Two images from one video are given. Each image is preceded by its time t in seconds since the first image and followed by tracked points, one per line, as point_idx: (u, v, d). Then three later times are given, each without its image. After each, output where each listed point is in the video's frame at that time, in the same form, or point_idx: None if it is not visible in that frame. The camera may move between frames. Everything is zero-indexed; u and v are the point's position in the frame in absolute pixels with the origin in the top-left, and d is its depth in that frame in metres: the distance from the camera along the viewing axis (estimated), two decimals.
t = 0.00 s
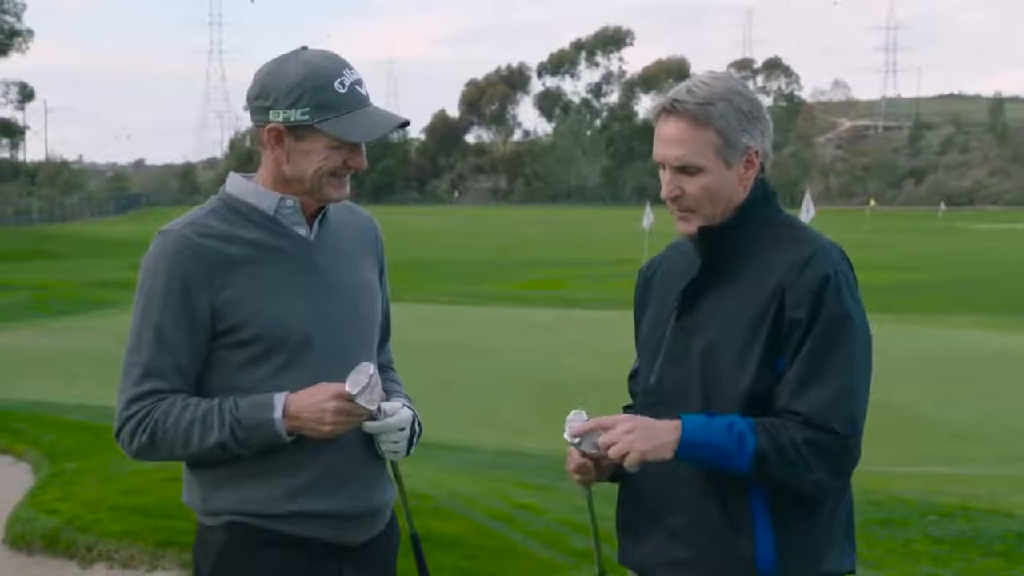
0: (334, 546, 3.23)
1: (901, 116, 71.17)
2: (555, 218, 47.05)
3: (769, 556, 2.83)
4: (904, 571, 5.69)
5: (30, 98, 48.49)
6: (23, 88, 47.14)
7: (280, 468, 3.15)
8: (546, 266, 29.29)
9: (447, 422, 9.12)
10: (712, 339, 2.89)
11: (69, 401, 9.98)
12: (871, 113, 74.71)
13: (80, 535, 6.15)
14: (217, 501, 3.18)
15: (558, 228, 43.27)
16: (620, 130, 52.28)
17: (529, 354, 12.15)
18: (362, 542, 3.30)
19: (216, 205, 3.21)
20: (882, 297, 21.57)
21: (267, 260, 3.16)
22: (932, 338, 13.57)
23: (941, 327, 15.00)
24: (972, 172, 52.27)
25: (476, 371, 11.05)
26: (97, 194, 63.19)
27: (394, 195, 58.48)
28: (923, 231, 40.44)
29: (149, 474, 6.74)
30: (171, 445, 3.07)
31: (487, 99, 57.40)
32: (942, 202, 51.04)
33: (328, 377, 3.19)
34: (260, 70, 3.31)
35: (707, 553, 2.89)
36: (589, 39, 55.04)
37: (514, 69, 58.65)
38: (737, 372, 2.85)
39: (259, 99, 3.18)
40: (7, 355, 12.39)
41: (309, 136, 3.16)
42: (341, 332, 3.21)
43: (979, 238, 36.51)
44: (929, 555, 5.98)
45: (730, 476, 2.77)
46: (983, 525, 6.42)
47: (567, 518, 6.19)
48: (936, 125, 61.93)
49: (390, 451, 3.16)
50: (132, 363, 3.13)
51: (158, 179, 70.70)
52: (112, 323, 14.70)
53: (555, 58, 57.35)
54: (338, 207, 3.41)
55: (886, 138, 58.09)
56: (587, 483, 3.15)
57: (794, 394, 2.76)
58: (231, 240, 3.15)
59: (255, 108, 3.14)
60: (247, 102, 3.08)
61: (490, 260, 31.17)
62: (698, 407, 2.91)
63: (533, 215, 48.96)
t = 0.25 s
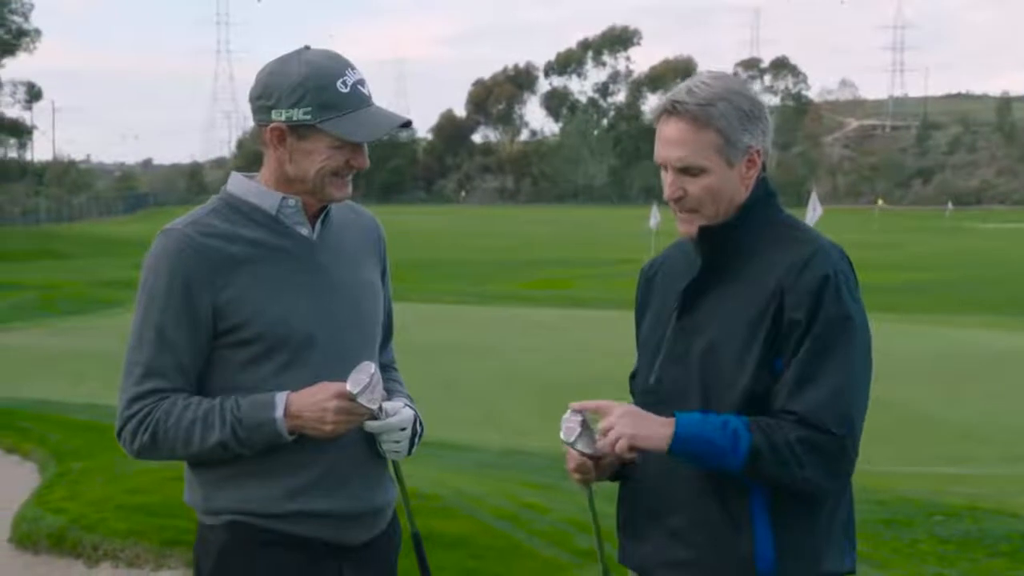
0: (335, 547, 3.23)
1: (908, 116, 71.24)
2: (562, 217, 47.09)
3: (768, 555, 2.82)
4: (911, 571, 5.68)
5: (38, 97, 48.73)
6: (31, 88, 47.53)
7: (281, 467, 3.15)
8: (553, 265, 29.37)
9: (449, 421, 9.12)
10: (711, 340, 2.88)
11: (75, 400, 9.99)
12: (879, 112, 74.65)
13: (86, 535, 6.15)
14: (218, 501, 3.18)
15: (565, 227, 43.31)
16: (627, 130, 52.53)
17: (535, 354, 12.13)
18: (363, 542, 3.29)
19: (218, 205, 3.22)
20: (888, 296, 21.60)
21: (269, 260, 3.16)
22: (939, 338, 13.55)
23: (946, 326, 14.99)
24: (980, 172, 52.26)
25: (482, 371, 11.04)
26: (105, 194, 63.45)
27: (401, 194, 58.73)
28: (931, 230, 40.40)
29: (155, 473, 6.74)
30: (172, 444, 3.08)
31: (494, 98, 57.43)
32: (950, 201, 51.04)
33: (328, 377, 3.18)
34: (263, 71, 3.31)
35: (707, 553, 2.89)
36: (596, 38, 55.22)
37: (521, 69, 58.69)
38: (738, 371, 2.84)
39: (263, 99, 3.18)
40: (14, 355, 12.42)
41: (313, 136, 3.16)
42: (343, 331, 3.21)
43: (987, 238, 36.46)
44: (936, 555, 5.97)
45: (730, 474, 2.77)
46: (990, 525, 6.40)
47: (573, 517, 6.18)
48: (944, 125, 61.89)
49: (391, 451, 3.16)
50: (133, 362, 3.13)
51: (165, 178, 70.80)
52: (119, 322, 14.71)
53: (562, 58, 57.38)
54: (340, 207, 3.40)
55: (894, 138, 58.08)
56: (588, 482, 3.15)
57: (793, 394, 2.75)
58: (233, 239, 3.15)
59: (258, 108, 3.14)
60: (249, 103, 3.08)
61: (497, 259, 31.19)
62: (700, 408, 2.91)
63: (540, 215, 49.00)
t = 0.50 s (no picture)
0: (340, 547, 3.23)
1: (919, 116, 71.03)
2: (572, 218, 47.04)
3: (772, 557, 2.82)
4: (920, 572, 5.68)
5: (49, 97, 48.81)
6: (41, 88, 47.68)
7: (287, 467, 3.16)
8: (562, 264, 29.34)
9: (456, 422, 9.12)
10: (716, 339, 2.88)
11: (85, 400, 10.00)
12: (889, 112, 74.51)
13: (94, 534, 6.16)
14: (223, 502, 3.18)
15: (575, 228, 43.29)
16: (637, 130, 52.49)
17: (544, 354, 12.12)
18: (367, 542, 3.29)
19: (224, 205, 3.22)
20: (899, 296, 21.54)
21: (275, 261, 3.17)
22: (949, 338, 13.52)
23: (955, 326, 14.96)
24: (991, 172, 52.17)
25: (489, 371, 11.03)
26: (115, 194, 63.55)
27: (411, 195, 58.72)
28: (941, 230, 40.31)
29: (163, 473, 6.74)
30: (177, 444, 3.08)
31: (504, 98, 57.41)
32: (961, 201, 50.97)
33: (334, 377, 3.18)
34: (268, 71, 3.31)
35: (711, 553, 2.89)
36: (606, 38, 55.10)
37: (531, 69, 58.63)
38: (742, 373, 2.84)
39: (267, 100, 3.18)
40: (25, 354, 12.45)
41: (318, 136, 3.16)
42: (349, 331, 3.21)
43: (998, 237, 36.37)
44: (945, 555, 5.96)
45: (734, 476, 2.77)
46: (999, 525, 6.39)
47: (581, 518, 6.18)
48: (955, 125, 61.77)
49: (396, 451, 3.16)
50: (138, 363, 3.13)
51: (176, 178, 70.88)
52: (128, 322, 14.72)
53: (572, 58, 57.32)
54: (346, 207, 3.40)
55: (904, 138, 57.98)
56: (592, 481, 3.15)
57: (798, 394, 2.75)
58: (238, 240, 3.15)
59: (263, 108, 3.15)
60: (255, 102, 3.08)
61: (507, 260, 31.17)
62: (705, 408, 2.91)
63: (550, 215, 48.96)
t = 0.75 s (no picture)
0: (343, 546, 3.24)
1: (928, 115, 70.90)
2: (581, 217, 47.02)
3: (773, 557, 2.82)
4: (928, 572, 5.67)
5: (57, 97, 48.89)
6: (50, 89, 47.83)
7: (291, 468, 3.16)
8: (570, 264, 29.35)
9: (464, 422, 9.12)
10: (717, 339, 2.88)
11: (92, 399, 10.02)
12: (898, 112, 74.42)
13: (102, 533, 6.18)
14: (226, 502, 3.18)
15: (583, 227, 43.27)
16: (645, 130, 52.44)
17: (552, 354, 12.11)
18: (370, 541, 3.29)
19: (228, 205, 3.22)
20: (909, 296, 21.53)
21: (280, 259, 3.17)
22: (957, 338, 13.51)
23: (962, 326, 14.95)
24: (1000, 172, 52.10)
25: (496, 371, 11.02)
26: (124, 193, 63.70)
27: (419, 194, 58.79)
28: (950, 230, 40.23)
29: (171, 473, 6.75)
30: (181, 444, 3.08)
31: (512, 97, 57.40)
32: (970, 201, 50.91)
33: (336, 378, 3.19)
34: (271, 69, 3.30)
35: (714, 553, 2.88)
36: (614, 38, 55.08)
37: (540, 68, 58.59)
38: (745, 373, 2.84)
39: (271, 99, 3.18)
40: (33, 354, 12.47)
41: (321, 135, 3.16)
42: (353, 330, 3.21)
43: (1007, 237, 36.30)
44: (953, 555, 5.95)
45: (735, 476, 2.77)
46: (1008, 525, 6.37)
47: (588, 517, 6.17)
48: (964, 125, 61.66)
49: (399, 451, 3.16)
50: (142, 363, 3.14)
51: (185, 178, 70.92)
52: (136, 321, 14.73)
53: (580, 57, 57.26)
54: (348, 207, 3.41)
55: (914, 138, 57.89)
56: (595, 481, 3.15)
57: (803, 397, 2.75)
58: (242, 239, 3.15)
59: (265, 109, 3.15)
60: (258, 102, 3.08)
61: (516, 260, 31.15)
62: (707, 409, 2.91)
63: (559, 214, 48.94)
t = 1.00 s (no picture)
0: (348, 547, 3.24)
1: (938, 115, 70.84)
2: (592, 217, 47.06)
3: (778, 555, 2.81)
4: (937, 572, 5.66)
5: (69, 97, 49.10)
6: (62, 89, 48.07)
7: (297, 468, 3.16)
8: (580, 264, 29.39)
9: (474, 421, 9.12)
10: (721, 339, 2.88)
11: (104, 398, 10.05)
12: (910, 112, 74.36)
13: (111, 533, 6.19)
14: (232, 502, 3.18)
15: (593, 227, 43.31)
16: (655, 130, 52.48)
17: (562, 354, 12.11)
18: (375, 541, 3.30)
19: (233, 205, 3.23)
20: (919, 296, 21.51)
21: (285, 260, 3.18)
22: (967, 338, 13.48)
23: (972, 326, 14.91)
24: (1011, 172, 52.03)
25: (506, 371, 11.02)
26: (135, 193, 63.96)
27: (430, 194, 58.97)
28: (961, 229, 40.17)
29: (180, 473, 6.75)
30: (186, 444, 3.09)
31: (522, 97, 57.50)
32: (981, 201, 50.88)
33: (341, 378, 3.19)
34: (278, 70, 3.30)
35: (718, 554, 2.88)
36: (625, 38, 55.19)
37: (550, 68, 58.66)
38: (749, 373, 2.84)
39: (276, 99, 3.18)
40: (44, 355, 12.51)
41: (326, 136, 3.16)
42: (358, 330, 3.21)
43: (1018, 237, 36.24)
44: (962, 555, 5.95)
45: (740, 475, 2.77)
46: (1017, 525, 6.36)
47: (597, 518, 6.17)
48: (976, 124, 61.59)
49: (404, 450, 3.16)
50: (147, 363, 3.14)
51: (196, 178, 71.15)
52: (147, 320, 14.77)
53: (591, 57, 57.26)
54: (354, 206, 3.41)
55: (925, 138, 57.84)
56: (600, 481, 3.14)
57: (808, 396, 2.74)
58: (247, 239, 3.16)
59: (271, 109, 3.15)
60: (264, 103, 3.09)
61: (526, 260, 31.19)
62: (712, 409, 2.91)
63: (569, 214, 49.01)
